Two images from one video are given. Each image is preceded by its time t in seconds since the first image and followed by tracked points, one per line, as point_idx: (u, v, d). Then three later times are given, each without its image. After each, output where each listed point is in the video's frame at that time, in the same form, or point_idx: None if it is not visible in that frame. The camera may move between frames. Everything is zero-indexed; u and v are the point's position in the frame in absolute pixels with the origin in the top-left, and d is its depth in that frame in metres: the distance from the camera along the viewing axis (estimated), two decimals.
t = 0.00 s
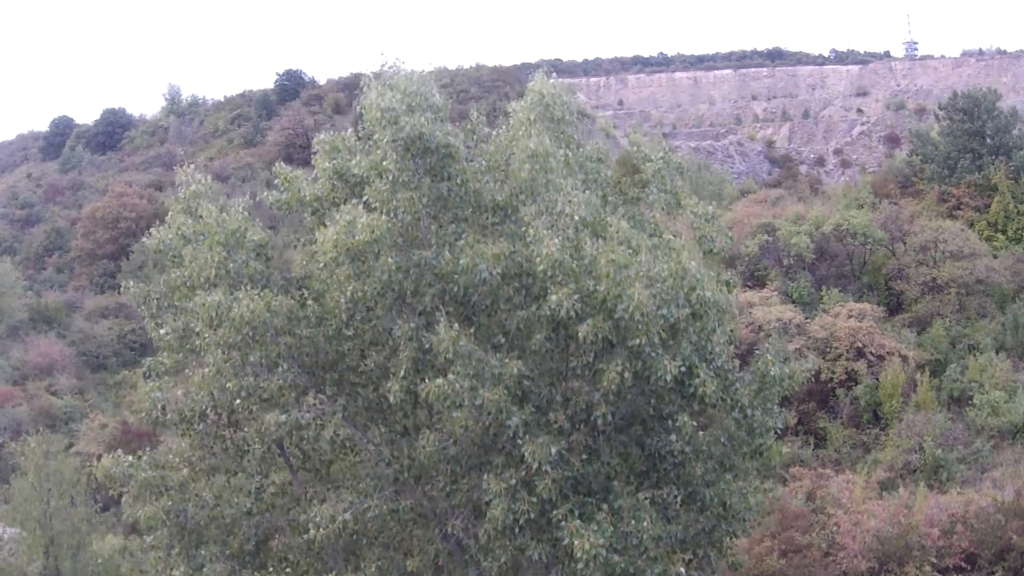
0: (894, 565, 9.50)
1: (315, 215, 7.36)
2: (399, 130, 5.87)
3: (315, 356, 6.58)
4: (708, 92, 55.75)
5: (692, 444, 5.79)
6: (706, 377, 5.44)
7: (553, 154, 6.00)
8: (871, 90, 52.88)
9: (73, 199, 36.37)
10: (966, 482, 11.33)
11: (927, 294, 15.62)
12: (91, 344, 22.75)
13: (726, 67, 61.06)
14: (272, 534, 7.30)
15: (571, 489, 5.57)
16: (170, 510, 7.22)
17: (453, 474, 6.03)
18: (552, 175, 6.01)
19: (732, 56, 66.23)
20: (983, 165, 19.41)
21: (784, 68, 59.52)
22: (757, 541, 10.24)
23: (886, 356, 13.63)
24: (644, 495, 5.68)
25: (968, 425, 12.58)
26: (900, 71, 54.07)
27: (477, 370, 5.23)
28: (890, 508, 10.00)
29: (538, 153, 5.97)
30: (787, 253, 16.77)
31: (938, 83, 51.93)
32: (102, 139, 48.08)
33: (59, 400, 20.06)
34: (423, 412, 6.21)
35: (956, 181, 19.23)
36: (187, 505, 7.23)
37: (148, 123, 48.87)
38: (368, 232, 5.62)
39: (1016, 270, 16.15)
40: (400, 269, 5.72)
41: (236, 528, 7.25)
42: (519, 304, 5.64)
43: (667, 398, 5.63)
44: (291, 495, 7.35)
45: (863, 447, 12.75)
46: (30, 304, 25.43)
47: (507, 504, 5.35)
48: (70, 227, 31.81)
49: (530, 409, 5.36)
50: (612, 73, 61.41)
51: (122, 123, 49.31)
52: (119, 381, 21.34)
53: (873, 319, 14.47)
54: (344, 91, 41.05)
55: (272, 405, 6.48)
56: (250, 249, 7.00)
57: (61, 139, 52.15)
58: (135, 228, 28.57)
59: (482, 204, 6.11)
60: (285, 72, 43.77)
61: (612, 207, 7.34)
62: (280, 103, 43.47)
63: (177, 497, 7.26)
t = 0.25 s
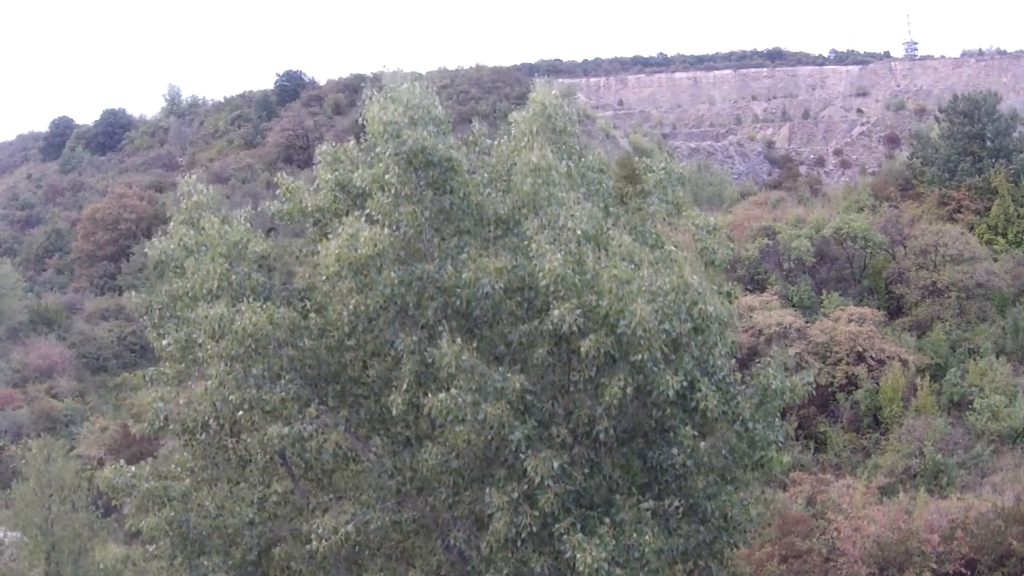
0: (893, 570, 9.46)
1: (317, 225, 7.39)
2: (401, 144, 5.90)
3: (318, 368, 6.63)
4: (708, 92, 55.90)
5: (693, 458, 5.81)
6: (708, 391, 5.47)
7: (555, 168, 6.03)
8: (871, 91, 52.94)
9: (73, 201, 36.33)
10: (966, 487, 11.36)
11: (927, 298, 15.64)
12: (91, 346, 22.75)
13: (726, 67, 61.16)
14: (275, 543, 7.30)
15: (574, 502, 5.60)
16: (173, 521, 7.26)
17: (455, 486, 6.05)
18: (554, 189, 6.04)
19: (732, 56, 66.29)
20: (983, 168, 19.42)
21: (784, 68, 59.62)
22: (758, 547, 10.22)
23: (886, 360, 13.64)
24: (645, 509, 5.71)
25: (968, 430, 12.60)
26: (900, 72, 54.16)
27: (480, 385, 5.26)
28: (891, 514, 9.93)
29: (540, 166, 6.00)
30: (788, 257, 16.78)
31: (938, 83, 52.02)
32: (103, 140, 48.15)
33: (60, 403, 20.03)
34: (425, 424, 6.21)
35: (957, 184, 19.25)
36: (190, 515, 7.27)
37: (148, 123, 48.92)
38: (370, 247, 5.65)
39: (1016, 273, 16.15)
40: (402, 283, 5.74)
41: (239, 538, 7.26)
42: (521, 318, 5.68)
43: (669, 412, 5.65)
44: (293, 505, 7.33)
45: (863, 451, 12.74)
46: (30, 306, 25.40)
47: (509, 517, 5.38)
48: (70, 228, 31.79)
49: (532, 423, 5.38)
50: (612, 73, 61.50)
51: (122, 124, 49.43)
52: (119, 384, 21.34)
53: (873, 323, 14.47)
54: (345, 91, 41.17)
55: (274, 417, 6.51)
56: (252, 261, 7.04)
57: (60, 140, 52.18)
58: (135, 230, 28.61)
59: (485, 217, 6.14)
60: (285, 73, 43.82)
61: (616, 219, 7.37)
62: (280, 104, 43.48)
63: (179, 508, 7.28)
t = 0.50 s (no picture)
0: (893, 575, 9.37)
1: (318, 235, 7.41)
2: (403, 156, 5.92)
3: (320, 379, 6.68)
4: (708, 92, 56.08)
5: (694, 469, 5.84)
6: (709, 404, 5.50)
7: (557, 180, 6.06)
8: (871, 91, 53.01)
9: (73, 202, 36.28)
10: (966, 491, 11.39)
11: (927, 301, 15.69)
12: (92, 348, 22.75)
13: (726, 68, 61.25)
14: (276, 551, 7.32)
15: (575, 514, 5.62)
16: (175, 530, 7.24)
17: (457, 497, 6.09)
18: (556, 201, 6.07)
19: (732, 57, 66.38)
20: (983, 171, 19.44)
21: (784, 68, 59.73)
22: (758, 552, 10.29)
23: (887, 364, 13.65)
24: (647, 520, 5.73)
25: (968, 434, 12.63)
26: (899, 72, 54.26)
27: (482, 398, 5.30)
28: (891, 519, 9.93)
29: (541, 179, 6.04)
30: (788, 261, 16.69)
31: (938, 83, 52.11)
32: (102, 141, 48.16)
33: (61, 405, 20.00)
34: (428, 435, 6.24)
35: (957, 186, 19.26)
36: (192, 524, 7.25)
37: (148, 124, 48.95)
38: (372, 259, 5.69)
39: (1017, 277, 16.21)
40: (405, 295, 5.75)
41: (241, 547, 7.28)
42: (523, 331, 5.72)
43: (670, 424, 5.68)
44: (294, 513, 7.35)
45: (863, 455, 12.70)
46: (30, 308, 25.36)
47: (511, 529, 5.40)
48: (70, 230, 31.77)
49: (533, 435, 5.41)
50: (612, 74, 61.60)
51: (122, 125, 49.46)
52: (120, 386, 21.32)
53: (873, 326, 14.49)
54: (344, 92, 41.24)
55: (277, 427, 6.57)
56: (253, 272, 7.08)
57: (60, 142, 52.20)
58: (135, 232, 28.79)
59: (487, 229, 6.17)
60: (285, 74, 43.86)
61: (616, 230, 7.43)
62: (280, 105, 43.47)
63: (181, 517, 7.29)
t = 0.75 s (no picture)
0: None
1: (318, 246, 7.42)
2: (405, 170, 5.94)
3: (322, 391, 6.71)
4: (707, 92, 56.43)
5: (695, 482, 5.87)
6: (710, 418, 5.53)
7: (558, 194, 6.08)
8: (870, 91, 53.07)
9: (73, 202, 36.25)
10: (966, 495, 11.43)
11: (927, 304, 15.66)
12: (92, 351, 22.75)
13: (726, 68, 61.39)
14: (277, 559, 7.46)
15: (577, 527, 5.64)
16: (178, 540, 7.28)
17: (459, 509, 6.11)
18: (557, 214, 6.09)
19: (732, 57, 66.48)
20: (983, 174, 19.43)
21: (783, 68, 59.87)
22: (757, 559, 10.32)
23: (886, 368, 13.64)
24: (648, 532, 5.76)
25: (968, 438, 12.63)
26: (899, 73, 54.38)
27: (484, 413, 5.33)
28: (890, 524, 9.97)
29: (543, 192, 6.05)
30: (788, 264, 16.77)
31: (938, 82, 52.21)
32: (102, 141, 48.19)
33: (61, 409, 19.93)
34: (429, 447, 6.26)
35: (956, 189, 19.26)
36: (194, 534, 7.29)
37: (148, 125, 49.00)
38: (374, 274, 5.71)
39: (1016, 280, 16.22)
40: (406, 309, 5.78)
41: (244, 557, 7.36)
42: (525, 345, 5.76)
43: (672, 438, 5.70)
44: (295, 522, 7.40)
45: (863, 459, 12.73)
46: (30, 310, 25.27)
47: (513, 542, 5.41)
48: (70, 232, 31.73)
49: (534, 449, 5.43)
50: (611, 74, 61.76)
51: (122, 126, 49.49)
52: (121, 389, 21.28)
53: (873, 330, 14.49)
54: (344, 93, 41.48)
55: (279, 440, 6.61)
56: (255, 284, 7.11)
57: (60, 143, 52.16)
58: (135, 234, 28.79)
59: (489, 243, 6.19)
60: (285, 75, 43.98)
61: (616, 243, 7.51)
62: (280, 106, 43.54)
63: (184, 528, 7.30)
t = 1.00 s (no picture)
0: None
1: (319, 255, 7.46)
2: (406, 182, 5.93)
3: (323, 402, 6.71)
4: (707, 93, 56.52)
5: (695, 494, 5.89)
6: (711, 431, 5.55)
7: (559, 207, 6.09)
8: (869, 92, 53.09)
9: (72, 203, 36.22)
10: (966, 499, 11.46)
11: (927, 308, 15.66)
12: (91, 353, 22.72)
13: (725, 68, 61.44)
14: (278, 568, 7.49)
15: (578, 539, 5.66)
16: (179, 550, 7.28)
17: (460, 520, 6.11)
18: (558, 226, 6.12)
19: (731, 57, 66.53)
20: (982, 176, 19.40)
21: (783, 69, 59.91)
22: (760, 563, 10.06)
23: (886, 372, 13.60)
24: (648, 543, 5.79)
25: (967, 442, 12.66)
26: (898, 73, 54.39)
27: (486, 426, 5.35)
28: (890, 530, 10.02)
29: (544, 205, 6.07)
30: (787, 268, 16.81)
31: (937, 83, 52.22)
32: (101, 142, 48.20)
33: (60, 411, 19.85)
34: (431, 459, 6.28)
35: (956, 192, 19.24)
36: (195, 543, 7.29)
37: (148, 126, 49.03)
38: (375, 286, 5.72)
39: (1016, 283, 16.25)
40: (408, 321, 5.80)
41: (245, 565, 7.36)
42: (526, 357, 5.79)
43: (672, 451, 5.73)
44: (296, 531, 7.43)
45: (863, 464, 12.68)
46: (29, 312, 25.15)
47: (514, 553, 5.43)
48: (70, 233, 31.71)
49: (535, 462, 5.45)
50: (611, 74, 61.82)
51: (121, 126, 49.52)
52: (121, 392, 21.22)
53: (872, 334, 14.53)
54: (343, 93, 41.65)
55: (281, 451, 6.64)
56: (256, 295, 7.14)
57: (59, 145, 52.10)
58: (134, 235, 28.70)
59: (491, 255, 6.20)
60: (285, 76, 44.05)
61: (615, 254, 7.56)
62: (280, 107, 43.62)
63: (185, 537, 7.31)
